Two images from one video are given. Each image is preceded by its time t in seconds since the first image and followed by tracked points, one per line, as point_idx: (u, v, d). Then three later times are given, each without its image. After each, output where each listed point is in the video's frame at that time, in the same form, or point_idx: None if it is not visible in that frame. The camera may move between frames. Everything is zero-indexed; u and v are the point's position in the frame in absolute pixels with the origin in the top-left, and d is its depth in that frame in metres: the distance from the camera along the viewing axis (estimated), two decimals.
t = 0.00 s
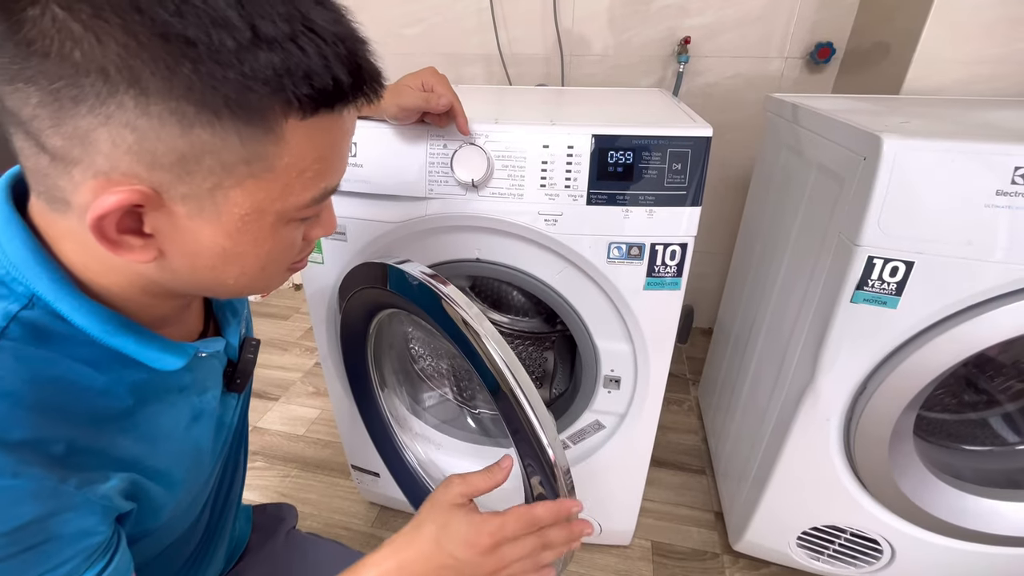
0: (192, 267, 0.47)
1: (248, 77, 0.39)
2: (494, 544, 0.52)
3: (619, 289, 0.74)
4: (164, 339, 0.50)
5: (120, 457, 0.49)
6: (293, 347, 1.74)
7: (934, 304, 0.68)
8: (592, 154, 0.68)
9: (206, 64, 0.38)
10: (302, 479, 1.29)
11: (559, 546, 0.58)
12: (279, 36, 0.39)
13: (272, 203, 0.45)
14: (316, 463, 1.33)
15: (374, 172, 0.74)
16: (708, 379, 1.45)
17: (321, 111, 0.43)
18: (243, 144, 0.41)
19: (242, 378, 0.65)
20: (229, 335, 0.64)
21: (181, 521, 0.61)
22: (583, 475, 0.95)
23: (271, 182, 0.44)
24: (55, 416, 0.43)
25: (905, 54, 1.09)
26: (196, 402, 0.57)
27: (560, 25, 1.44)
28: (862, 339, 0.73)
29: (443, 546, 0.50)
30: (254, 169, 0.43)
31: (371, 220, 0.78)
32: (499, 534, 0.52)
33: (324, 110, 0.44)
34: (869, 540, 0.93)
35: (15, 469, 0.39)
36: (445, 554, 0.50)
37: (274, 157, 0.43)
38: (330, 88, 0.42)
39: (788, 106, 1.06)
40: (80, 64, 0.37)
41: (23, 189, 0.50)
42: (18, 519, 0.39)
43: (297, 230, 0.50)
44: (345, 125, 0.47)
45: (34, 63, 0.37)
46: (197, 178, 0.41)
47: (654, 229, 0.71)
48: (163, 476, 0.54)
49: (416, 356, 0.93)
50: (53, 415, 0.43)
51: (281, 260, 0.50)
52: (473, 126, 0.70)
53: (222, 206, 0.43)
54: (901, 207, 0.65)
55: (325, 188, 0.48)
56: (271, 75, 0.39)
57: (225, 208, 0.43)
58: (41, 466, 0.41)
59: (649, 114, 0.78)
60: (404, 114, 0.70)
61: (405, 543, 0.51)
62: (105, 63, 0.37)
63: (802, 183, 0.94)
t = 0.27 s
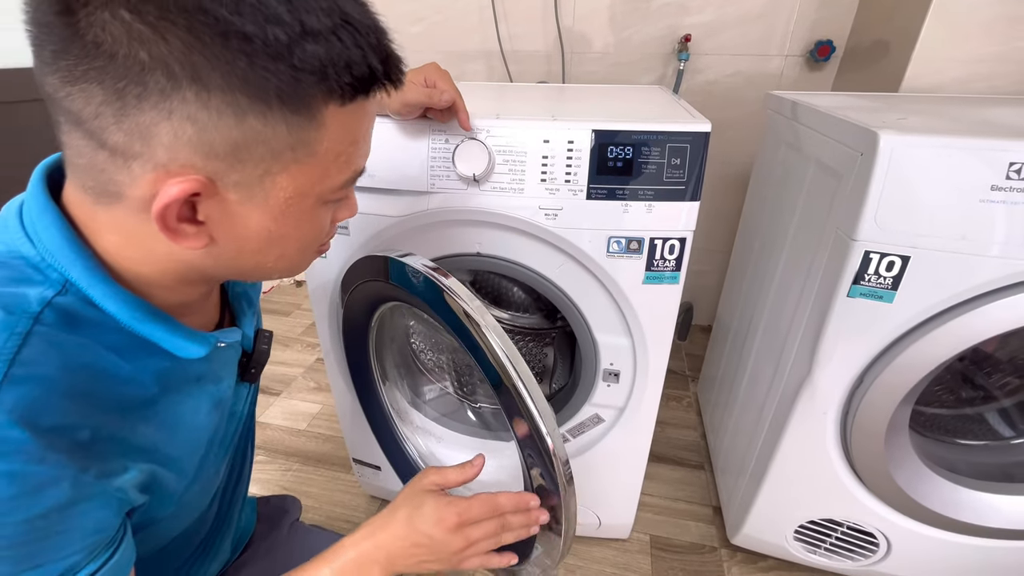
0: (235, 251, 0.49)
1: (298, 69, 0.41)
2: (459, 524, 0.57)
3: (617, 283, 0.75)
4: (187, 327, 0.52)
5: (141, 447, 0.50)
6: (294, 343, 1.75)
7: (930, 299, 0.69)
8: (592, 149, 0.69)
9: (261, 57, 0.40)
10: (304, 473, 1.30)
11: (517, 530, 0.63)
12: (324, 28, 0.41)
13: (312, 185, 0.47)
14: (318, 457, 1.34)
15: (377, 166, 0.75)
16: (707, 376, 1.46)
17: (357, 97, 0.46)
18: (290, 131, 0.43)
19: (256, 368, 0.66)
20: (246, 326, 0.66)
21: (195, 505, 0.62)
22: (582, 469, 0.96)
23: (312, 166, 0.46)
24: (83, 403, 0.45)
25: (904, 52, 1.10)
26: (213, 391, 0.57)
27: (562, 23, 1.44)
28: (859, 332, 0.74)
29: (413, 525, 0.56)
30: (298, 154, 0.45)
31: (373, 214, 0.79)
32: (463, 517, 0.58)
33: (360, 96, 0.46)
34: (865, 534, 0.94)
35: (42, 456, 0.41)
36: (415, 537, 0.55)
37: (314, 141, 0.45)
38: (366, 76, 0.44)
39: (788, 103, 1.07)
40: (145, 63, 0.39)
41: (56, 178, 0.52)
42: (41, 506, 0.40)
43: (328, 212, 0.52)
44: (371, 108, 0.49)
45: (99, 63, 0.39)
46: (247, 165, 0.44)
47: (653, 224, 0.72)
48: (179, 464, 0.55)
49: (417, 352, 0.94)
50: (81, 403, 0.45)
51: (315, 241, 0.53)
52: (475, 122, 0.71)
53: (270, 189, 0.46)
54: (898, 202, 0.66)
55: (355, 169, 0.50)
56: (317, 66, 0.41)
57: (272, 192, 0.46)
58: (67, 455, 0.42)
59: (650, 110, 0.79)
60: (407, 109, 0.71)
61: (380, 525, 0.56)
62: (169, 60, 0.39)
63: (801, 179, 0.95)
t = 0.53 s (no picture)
0: (257, 235, 0.49)
1: (319, 56, 0.42)
2: (477, 503, 0.61)
3: (617, 279, 0.76)
4: (203, 317, 0.53)
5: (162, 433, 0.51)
6: (295, 340, 1.75)
7: (930, 295, 0.69)
8: (594, 145, 0.69)
9: (285, 45, 0.41)
10: (305, 469, 1.30)
11: (532, 507, 0.64)
12: (339, 16, 0.43)
13: (330, 169, 0.48)
14: (319, 453, 1.35)
15: (379, 162, 0.75)
16: (707, 374, 1.47)
17: (371, 83, 0.47)
18: (310, 117, 0.44)
19: (265, 358, 0.69)
20: (256, 317, 0.69)
21: (205, 495, 0.63)
22: (582, 465, 0.97)
23: (331, 151, 0.47)
24: (108, 388, 0.46)
25: (905, 50, 1.10)
26: (226, 380, 0.59)
27: (563, 21, 1.45)
28: (858, 328, 0.74)
29: (434, 506, 0.59)
30: (318, 139, 0.46)
31: (375, 209, 0.79)
32: (479, 496, 0.61)
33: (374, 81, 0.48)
34: (865, 531, 0.94)
35: (76, 438, 0.41)
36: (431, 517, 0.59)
37: (332, 127, 0.46)
38: (378, 61, 0.46)
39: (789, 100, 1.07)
40: (174, 54, 0.40)
41: (73, 170, 0.52)
42: (77, 487, 0.41)
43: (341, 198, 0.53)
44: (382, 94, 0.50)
45: (127, 56, 0.40)
46: (271, 151, 0.44)
47: (654, 219, 0.72)
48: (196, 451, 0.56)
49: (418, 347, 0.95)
50: (106, 389, 0.45)
51: (329, 228, 0.54)
52: (477, 118, 0.71)
53: (290, 174, 0.46)
54: (896, 196, 0.66)
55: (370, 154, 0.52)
56: (336, 53, 0.43)
57: (293, 176, 0.47)
58: (98, 437, 0.43)
59: (652, 107, 0.79)
60: (410, 105, 0.71)
61: (401, 506, 0.59)
62: (196, 50, 0.40)
63: (801, 175, 0.95)
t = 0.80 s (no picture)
0: (256, 227, 0.49)
1: (309, 43, 0.42)
2: (504, 474, 0.62)
3: (619, 277, 0.76)
4: (206, 312, 0.53)
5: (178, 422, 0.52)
6: (296, 338, 1.75)
7: (935, 295, 0.69)
8: (596, 143, 0.69)
9: (274, 32, 0.41)
10: (306, 467, 1.30)
11: (553, 481, 0.66)
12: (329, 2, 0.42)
13: (325, 162, 0.48)
14: (320, 450, 1.35)
15: (381, 159, 0.75)
16: (708, 372, 1.47)
17: (363, 71, 0.47)
18: (303, 106, 0.44)
19: (267, 353, 0.70)
20: (258, 313, 0.69)
21: (213, 491, 0.62)
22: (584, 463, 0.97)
23: (326, 141, 0.47)
24: (121, 379, 0.46)
25: (908, 49, 1.09)
26: (231, 373, 0.59)
27: (565, 19, 1.44)
28: (860, 327, 0.74)
29: (462, 479, 0.59)
30: (312, 130, 0.46)
31: (377, 206, 0.79)
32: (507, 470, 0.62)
33: (366, 69, 0.47)
34: (866, 529, 0.94)
35: (96, 426, 0.42)
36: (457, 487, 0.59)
37: (325, 116, 0.46)
38: (370, 47, 0.46)
39: (791, 98, 1.07)
40: (162, 43, 0.39)
41: (72, 166, 0.53)
42: (100, 470, 0.41)
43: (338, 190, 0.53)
44: (376, 82, 0.50)
45: (115, 47, 0.40)
46: (265, 143, 0.44)
47: (657, 217, 0.72)
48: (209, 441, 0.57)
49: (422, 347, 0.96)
50: (120, 380, 0.46)
51: (327, 220, 0.54)
52: (480, 115, 0.71)
53: (285, 166, 0.46)
54: (898, 191, 0.66)
55: (365, 143, 0.51)
56: (327, 39, 0.42)
57: (288, 168, 0.46)
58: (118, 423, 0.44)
59: (655, 105, 0.79)
60: (413, 103, 0.71)
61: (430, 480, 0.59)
62: (183, 38, 0.39)
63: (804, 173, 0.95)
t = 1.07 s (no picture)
0: (245, 228, 0.49)
1: (284, 31, 0.41)
2: (546, 431, 0.70)
3: (625, 275, 0.76)
4: (207, 308, 0.53)
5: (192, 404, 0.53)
6: (298, 336, 1.75)
7: (939, 293, 0.69)
8: (602, 140, 0.69)
9: (243, 22, 0.40)
10: (309, 464, 1.30)
11: (589, 439, 0.76)
12: None
13: (313, 158, 0.47)
14: (323, 448, 1.35)
15: (387, 157, 0.75)
16: (710, 371, 1.46)
17: (350, 60, 0.45)
18: (283, 99, 0.43)
19: (270, 350, 0.71)
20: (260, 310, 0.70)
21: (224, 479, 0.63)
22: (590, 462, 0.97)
23: (310, 136, 0.46)
24: (133, 366, 0.46)
25: (913, 47, 1.09)
26: (236, 368, 0.61)
27: (569, 17, 1.44)
28: (866, 325, 0.74)
29: (509, 436, 0.67)
30: (295, 125, 0.45)
31: (382, 204, 0.79)
32: (548, 425, 0.70)
33: (353, 59, 0.46)
34: (870, 528, 0.94)
35: (117, 409, 0.42)
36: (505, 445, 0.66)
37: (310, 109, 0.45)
38: (355, 33, 0.44)
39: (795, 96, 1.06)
40: (127, 36, 0.39)
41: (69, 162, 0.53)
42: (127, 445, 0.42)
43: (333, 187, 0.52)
44: (368, 71, 0.48)
45: (84, 41, 0.40)
46: (245, 139, 0.43)
47: (663, 215, 0.72)
48: (219, 427, 0.58)
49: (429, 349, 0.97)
50: (132, 366, 0.46)
51: (322, 219, 0.53)
52: (487, 112, 0.71)
53: (269, 163, 0.45)
54: (896, 188, 0.66)
55: (358, 138, 0.50)
56: (304, 27, 0.41)
57: (272, 165, 0.46)
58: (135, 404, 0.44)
59: (660, 103, 0.79)
60: (419, 99, 0.71)
61: (475, 445, 0.65)
62: (150, 32, 0.39)
63: (808, 171, 0.95)
